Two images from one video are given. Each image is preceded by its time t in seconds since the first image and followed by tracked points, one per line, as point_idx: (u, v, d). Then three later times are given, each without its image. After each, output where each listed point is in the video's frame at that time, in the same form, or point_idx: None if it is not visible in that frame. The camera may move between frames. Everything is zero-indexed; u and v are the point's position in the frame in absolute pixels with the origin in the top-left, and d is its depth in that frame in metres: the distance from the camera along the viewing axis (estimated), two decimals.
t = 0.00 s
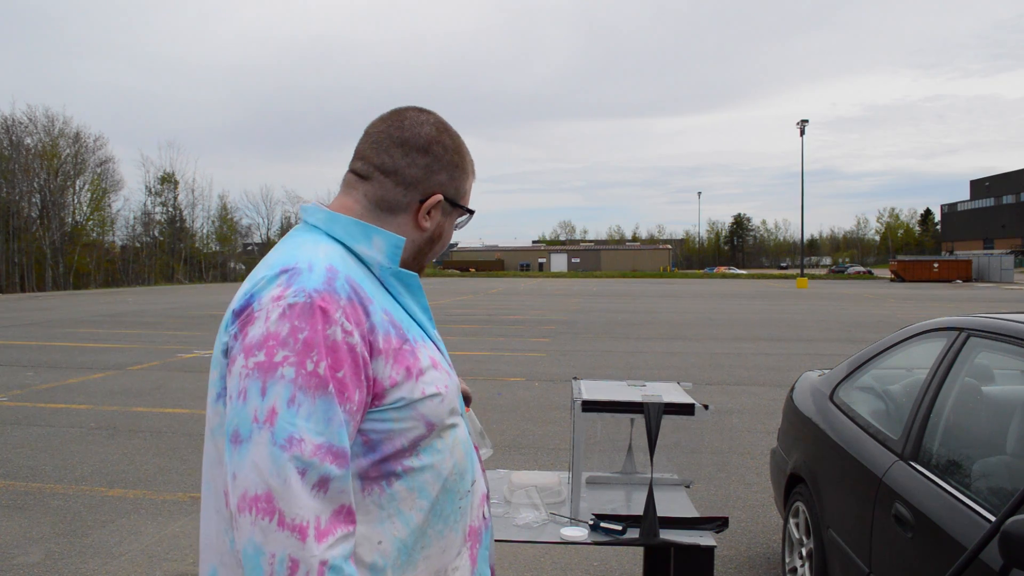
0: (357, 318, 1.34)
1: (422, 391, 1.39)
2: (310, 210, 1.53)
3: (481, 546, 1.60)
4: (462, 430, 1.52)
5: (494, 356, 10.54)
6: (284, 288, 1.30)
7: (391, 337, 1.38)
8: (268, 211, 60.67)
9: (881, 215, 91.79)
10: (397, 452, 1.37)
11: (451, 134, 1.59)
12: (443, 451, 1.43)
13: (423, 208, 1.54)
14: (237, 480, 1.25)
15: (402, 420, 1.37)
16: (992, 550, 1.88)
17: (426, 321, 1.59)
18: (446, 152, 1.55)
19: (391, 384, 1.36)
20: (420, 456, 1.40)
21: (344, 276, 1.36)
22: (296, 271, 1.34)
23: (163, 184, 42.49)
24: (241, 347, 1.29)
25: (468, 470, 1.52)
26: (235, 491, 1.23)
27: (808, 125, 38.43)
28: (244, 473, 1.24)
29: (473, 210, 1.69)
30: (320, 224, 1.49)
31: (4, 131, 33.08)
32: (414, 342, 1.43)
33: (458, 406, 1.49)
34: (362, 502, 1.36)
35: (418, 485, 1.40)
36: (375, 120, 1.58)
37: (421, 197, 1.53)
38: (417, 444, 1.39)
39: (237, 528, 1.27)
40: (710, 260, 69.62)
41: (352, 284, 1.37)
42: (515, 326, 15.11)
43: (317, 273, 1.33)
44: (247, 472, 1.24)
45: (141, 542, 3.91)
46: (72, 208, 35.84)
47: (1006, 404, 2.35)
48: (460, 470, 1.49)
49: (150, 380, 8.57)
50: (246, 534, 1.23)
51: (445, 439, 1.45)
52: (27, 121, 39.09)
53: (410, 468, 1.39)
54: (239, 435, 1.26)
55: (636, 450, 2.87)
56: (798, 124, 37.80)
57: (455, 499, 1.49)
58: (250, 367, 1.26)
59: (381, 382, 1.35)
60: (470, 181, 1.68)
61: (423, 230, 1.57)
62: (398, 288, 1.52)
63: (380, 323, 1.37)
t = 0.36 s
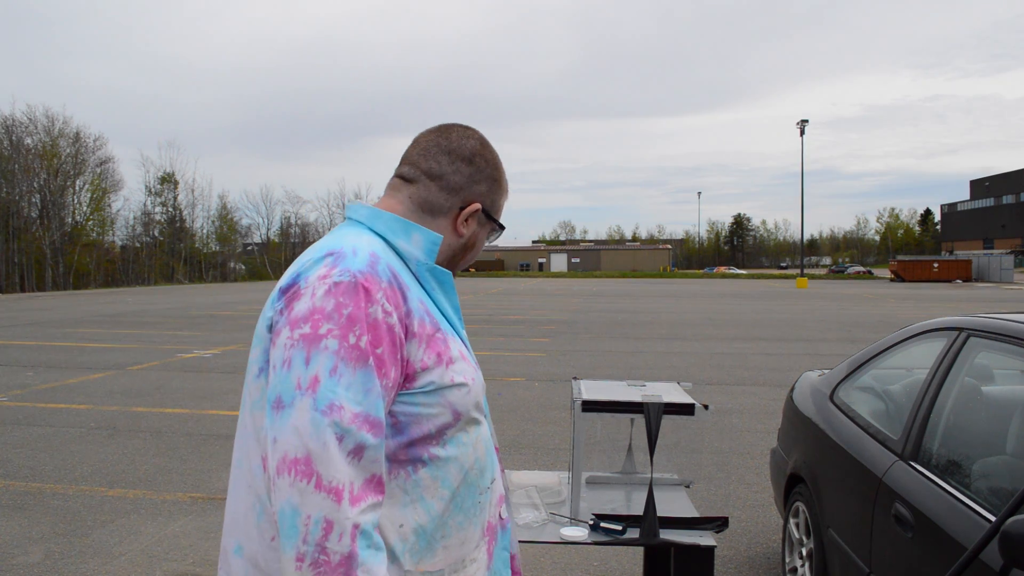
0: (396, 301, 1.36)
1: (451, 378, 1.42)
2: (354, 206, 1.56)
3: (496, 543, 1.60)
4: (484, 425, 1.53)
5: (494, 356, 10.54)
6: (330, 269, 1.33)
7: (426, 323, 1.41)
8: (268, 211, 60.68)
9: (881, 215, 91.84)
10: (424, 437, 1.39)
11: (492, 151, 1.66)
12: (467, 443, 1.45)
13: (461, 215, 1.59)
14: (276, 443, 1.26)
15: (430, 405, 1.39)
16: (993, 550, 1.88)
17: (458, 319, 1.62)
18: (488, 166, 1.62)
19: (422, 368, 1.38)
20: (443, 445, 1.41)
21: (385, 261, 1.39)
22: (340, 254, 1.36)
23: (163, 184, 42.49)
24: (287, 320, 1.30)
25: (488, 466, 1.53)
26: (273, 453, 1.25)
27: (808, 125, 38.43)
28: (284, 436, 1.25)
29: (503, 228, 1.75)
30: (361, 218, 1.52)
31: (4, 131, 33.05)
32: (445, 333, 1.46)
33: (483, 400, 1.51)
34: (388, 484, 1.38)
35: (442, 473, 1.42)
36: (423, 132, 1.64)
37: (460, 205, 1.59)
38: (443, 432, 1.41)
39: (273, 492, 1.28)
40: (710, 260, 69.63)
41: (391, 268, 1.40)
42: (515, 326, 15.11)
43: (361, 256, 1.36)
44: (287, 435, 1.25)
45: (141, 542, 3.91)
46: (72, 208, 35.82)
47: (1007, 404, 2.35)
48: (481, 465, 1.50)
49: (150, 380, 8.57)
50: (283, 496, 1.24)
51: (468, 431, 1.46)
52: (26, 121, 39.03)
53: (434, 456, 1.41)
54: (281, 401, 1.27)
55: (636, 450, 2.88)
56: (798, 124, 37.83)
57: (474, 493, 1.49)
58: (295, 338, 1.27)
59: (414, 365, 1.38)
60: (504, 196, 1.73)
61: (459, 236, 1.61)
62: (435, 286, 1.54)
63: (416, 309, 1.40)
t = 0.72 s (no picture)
0: (415, 298, 1.38)
1: (467, 375, 1.42)
2: (383, 210, 1.60)
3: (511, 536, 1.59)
4: (502, 421, 1.53)
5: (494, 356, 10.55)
6: (352, 266, 1.36)
7: (444, 320, 1.42)
8: (268, 212, 60.71)
9: (881, 215, 91.88)
10: (440, 430, 1.40)
11: (509, 149, 1.64)
12: (483, 438, 1.45)
13: (475, 210, 1.57)
14: (293, 429, 1.29)
15: (446, 399, 1.39)
16: (992, 550, 1.88)
17: (481, 319, 1.62)
18: (500, 162, 1.60)
19: (439, 364, 1.39)
20: (460, 438, 1.42)
21: (406, 261, 1.42)
22: (363, 252, 1.40)
23: (163, 184, 42.50)
24: (309, 313, 1.34)
25: (503, 461, 1.53)
26: (292, 437, 1.28)
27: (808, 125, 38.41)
28: (301, 422, 1.28)
29: (534, 222, 1.69)
30: (390, 220, 1.56)
31: (4, 131, 33.08)
32: (465, 330, 1.46)
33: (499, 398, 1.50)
34: (403, 474, 1.39)
35: (458, 465, 1.42)
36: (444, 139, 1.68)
37: (472, 200, 1.57)
38: (459, 426, 1.41)
39: (291, 475, 1.31)
40: (710, 260, 69.61)
41: (411, 266, 1.42)
42: (515, 326, 15.11)
43: (383, 255, 1.39)
44: (304, 422, 1.28)
45: (140, 542, 3.91)
46: (72, 208, 35.82)
47: (1006, 405, 2.35)
48: (497, 460, 1.50)
49: (150, 380, 8.57)
50: (300, 479, 1.27)
51: (485, 427, 1.46)
52: (27, 121, 39.04)
53: (450, 449, 1.41)
54: (300, 389, 1.31)
55: (637, 450, 2.88)
56: (798, 125, 37.83)
57: (488, 487, 1.49)
58: (316, 330, 1.31)
59: (431, 360, 1.39)
60: (530, 195, 1.68)
61: (474, 233, 1.58)
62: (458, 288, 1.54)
63: (435, 306, 1.42)
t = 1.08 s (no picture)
0: (397, 298, 1.41)
1: (456, 372, 1.42)
2: (384, 211, 1.67)
3: (514, 533, 1.57)
4: (501, 418, 1.51)
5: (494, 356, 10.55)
6: (336, 270, 1.42)
7: (430, 318, 1.44)
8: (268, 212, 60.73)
9: (881, 215, 91.91)
10: (430, 427, 1.41)
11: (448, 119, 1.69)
12: (478, 435, 1.45)
13: (409, 181, 1.66)
14: (279, 427, 1.35)
15: (435, 396, 1.40)
16: (993, 550, 1.88)
17: (480, 317, 1.63)
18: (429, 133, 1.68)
19: (425, 361, 1.41)
20: (452, 434, 1.42)
21: (390, 263, 1.45)
22: (349, 257, 1.45)
23: (163, 184, 42.49)
24: (296, 315, 1.41)
25: (504, 458, 1.52)
26: (277, 435, 1.33)
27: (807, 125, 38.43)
28: (285, 420, 1.34)
29: (474, 171, 1.61)
30: (387, 223, 1.62)
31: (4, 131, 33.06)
32: (455, 328, 1.47)
33: (499, 394, 1.49)
34: (394, 469, 1.41)
35: (452, 461, 1.43)
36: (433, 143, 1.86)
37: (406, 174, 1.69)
38: (451, 423, 1.42)
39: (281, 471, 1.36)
40: (710, 260, 69.62)
41: (396, 268, 1.46)
42: (515, 326, 15.11)
43: (365, 258, 1.43)
44: (287, 420, 1.34)
45: (141, 542, 3.91)
46: (72, 208, 35.81)
47: (1006, 405, 2.35)
48: (496, 457, 1.49)
49: (150, 380, 8.57)
50: (285, 474, 1.32)
51: (479, 423, 1.45)
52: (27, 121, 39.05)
53: (443, 445, 1.42)
54: (286, 389, 1.37)
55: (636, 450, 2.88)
56: (798, 124, 37.84)
57: (485, 483, 1.49)
58: (299, 332, 1.36)
59: (416, 358, 1.40)
60: (464, 146, 1.63)
61: (412, 199, 1.65)
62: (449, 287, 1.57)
63: (420, 306, 1.44)
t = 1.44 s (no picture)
0: (378, 302, 1.43)
1: (440, 374, 1.43)
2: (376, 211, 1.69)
3: (506, 534, 1.57)
4: (490, 420, 1.51)
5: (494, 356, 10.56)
6: (320, 274, 1.44)
7: (413, 322, 1.45)
8: (268, 211, 60.77)
9: (881, 215, 91.96)
10: (415, 429, 1.42)
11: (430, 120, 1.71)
12: (466, 436, 1.46)
13: (394, 185, 1.69)
14: (259, 429, 1.38)
15: (418, 398, 1.41)
16: (992, 550, 1.88)
17: (472, 318, 1.63)
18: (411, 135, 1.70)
19: (408, 364, 1.42)
20: (438, 436, 1.43)
21: (374, 266, 1.47)
22: (333, 261, 1.47)
23: (163, 184, 42.50)
24: (279, 319, 1.43)
25: (494, 458, 1.53)
26: (255, 438, 1.37)
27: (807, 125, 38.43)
28: (264, 422, 1.37)
29: (451, 169, 1.61)
30: (376, 225, 1.64)
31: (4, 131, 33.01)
32: (440, 330, 1.48)
33: (488, 395, 1.50)
34: (380, 470, 1.42)
35: (438, 462, 1.44)
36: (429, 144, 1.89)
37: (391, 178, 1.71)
38: (436, 425, 1.42)
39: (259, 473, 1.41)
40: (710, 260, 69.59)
41: (380, 271, 1.47)
42: (515, 326, 15.10)
43: (349, 261, 1.45)
44: (266, 423, 1.38)
45: (141, 541, 3.91)
46: (72, 208, 35.75)
47: (1006, 405, 2.35)
48: (485, 457, 1.50)
49: (150, 380, 8.57)
50: (259, 476, 1.36)
51: (464, 425, 1.45)
52: (27, 121, 39.02)
53: (430, 446, 1.43)
54: (266, 392, 1.40)
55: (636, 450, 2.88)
56: (797, 124, 37.87)
57: (473, 483, 1.49)
58: (280, 335, 1.39)
59: (399, 362, 1.41)
60: (441, 146, 1.63)
61: (398, 203, 1.68)
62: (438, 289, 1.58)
63: (404, 309, 1.45)
